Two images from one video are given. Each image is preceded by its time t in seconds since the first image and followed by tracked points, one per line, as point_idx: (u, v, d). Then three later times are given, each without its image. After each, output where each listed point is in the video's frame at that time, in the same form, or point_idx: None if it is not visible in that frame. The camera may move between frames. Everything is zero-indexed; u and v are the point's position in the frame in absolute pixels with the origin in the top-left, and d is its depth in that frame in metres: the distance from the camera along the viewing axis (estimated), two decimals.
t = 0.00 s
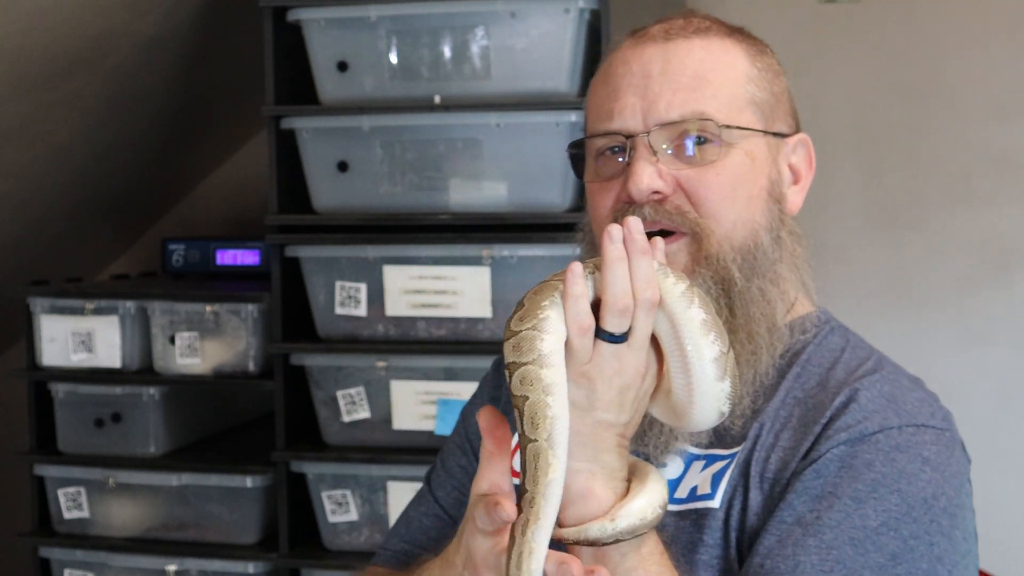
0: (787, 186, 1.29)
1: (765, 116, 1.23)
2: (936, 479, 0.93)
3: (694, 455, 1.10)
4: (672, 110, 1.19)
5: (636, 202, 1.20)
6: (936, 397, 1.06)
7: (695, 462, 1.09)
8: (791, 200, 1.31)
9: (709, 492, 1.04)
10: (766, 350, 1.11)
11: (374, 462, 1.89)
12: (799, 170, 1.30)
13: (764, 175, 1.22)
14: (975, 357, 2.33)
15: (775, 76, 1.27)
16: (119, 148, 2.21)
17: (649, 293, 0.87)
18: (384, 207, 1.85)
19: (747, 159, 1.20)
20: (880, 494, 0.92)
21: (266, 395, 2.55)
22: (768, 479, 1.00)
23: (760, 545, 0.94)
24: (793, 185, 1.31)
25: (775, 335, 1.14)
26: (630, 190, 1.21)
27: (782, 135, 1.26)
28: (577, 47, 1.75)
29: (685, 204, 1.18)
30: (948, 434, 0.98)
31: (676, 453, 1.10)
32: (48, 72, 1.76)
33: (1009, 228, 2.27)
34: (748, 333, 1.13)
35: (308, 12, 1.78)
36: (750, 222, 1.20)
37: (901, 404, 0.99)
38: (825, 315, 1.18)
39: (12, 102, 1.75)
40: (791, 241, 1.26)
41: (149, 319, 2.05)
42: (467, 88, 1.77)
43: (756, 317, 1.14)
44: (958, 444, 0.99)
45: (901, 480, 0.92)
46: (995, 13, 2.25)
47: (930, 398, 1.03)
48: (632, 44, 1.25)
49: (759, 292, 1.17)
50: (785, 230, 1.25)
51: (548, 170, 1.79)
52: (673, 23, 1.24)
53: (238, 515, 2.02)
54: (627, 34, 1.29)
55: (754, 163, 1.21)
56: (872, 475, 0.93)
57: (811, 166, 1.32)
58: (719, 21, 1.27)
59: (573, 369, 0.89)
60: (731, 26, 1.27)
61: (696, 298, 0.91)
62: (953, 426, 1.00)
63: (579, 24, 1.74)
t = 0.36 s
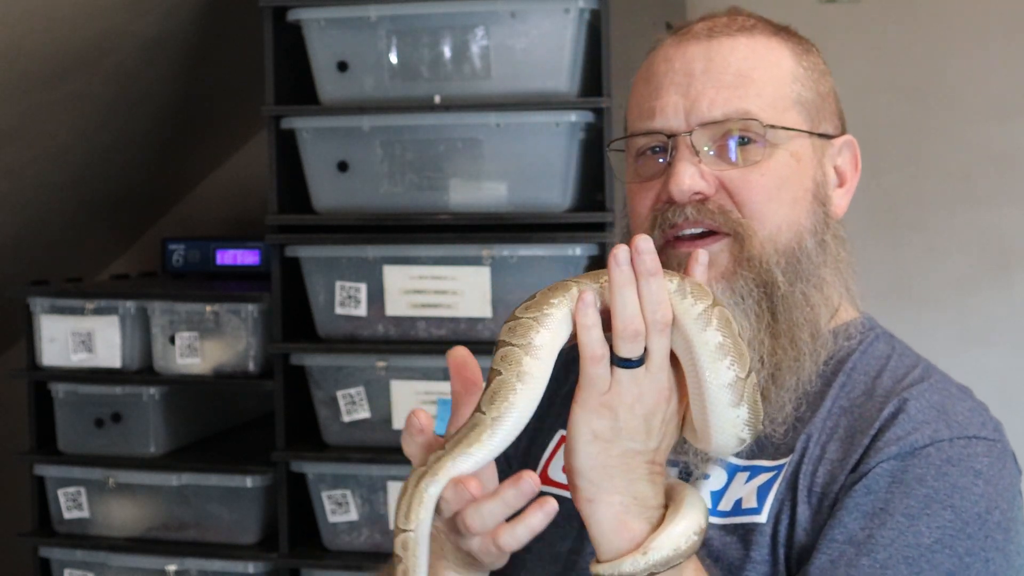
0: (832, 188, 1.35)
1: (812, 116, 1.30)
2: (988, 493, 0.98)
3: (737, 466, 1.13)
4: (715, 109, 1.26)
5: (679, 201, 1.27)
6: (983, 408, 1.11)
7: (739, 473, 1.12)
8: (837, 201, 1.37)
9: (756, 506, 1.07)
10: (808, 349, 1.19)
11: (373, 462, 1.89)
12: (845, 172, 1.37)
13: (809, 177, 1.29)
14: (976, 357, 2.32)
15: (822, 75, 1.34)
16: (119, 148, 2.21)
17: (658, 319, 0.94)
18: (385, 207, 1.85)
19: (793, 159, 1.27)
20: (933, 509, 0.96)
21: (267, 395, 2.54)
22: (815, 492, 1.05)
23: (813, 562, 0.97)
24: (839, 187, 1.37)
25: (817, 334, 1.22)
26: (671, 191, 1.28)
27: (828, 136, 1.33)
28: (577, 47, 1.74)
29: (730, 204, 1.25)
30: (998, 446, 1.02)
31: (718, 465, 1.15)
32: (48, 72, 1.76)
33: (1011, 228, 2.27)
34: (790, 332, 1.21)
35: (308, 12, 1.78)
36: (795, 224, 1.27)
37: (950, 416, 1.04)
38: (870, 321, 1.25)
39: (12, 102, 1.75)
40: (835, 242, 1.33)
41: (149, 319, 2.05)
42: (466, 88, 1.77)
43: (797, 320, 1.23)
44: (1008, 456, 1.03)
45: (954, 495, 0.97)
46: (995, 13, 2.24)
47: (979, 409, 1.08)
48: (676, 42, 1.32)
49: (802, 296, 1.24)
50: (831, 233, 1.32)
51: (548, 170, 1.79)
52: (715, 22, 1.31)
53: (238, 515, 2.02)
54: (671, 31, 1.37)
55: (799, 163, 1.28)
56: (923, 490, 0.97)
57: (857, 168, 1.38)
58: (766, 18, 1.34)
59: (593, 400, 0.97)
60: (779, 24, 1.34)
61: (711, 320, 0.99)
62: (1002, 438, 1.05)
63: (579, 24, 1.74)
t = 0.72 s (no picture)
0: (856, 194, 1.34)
1: (834, 118, 1.27)
2: (1015, 507, 0.95)
3: (756, 473, 1.15)
4: (730, 110, 1.26)
5: (690, 202, 1.28)
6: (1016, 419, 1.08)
7: (760, 480, 1.13)
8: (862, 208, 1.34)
9: (775, 517, 1.08)
10: (814, 355, 1.20)
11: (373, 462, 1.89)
12: (873, 176, 1.34)
13: (828, 182, 1.27)
14: (976, 357, 2.32)
15: (850, 77, 1.31)
16: (119, 148, 2.21)
17: (588, 372, 0.95)
18: (385, 207, 1.85)
19: (811, 163, 1.25)
20: (955, 526, 0.94)
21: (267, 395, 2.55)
22: (836, 507, 1.03)
23: None
24: (865, 192, 1.34)
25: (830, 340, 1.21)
26: (683, 192, 1.29)
27: (854, 139, 1.30)
28: (577, 47, 1.75)
29: (741, 207, 1.25)
30: None
31: (731, 467, 1.17)
32: (48, 73, 1.76)
33: (1011, 228, 2.27)
34: (799, 338, 1.22)
35: (308, 12, 1.78)
36: (810, 228, 1.26)
37: (975, 427, 1.02)
38: (896, 328, 1.23)
39: (12, 102, 1.75)
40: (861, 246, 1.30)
41: (149, 318, 2.05)
42: (466, 88, 1.77)
43: (808, 328, 1.22)
44: None
45: (978, 510, 0.94)
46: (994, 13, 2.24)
47: (1007, 421, 1.05)
48: (700, 40, 1.33)
49: (813, 304, 1.23)
50: (854, 240, 1.29)
51: (547, 170, 1.79)
52: (740, 21, 1.31)
53: (238, 515, 2.02)
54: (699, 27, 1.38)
55: (819, 167, 1.26)
56: (946, 506, 0.95)
57: (885, 173, 1.35)
58: (799, 18, 1.33)
59: (549, 465, 0.98)
60: (810, 23, 1.33)
61: (638, 356, 1.02)
62: None
63: (579, 24, 1.74)
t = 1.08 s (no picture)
0: (866, 211, 1.30)
1: (839, 136, 1.24)
2: (994, 524, 1.00)
3: (746, 478, 1.17)
4: (729, 129, 1.25)
5: (686, 219, 1.28)
6: (1006, 431, 1.12)
7: (748, 486, 1.16)
8: (872, 227, 1.30)
9: (759, 526, 1.11)
10: (795, 380, 1.20)
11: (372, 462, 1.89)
12: (886, 192, 1.30)
13: (826, 205, 1.25)
14: (976, 357, 2.32)
15: (867, 86, 1.27)
16: (120, 148, 2.22)
17: (490, 427, 1.01)
18: (384, 208, 1.85)
19: (810, 186, 1.24)
20: (936, 541, 0.99)
21: (268, 395, 2.55)
22: (819, 517, 1.08)
23: None
24: (877, 208, 1.31)
25: (821, 364, 1.21)
26: (677, 209, 1.29)
27: (864, 157, 1.27)
28: (577, 47, 1.74)
29: (734, 229, 1.25)
30: (1012, 474, 1.04)
31: (724, 472, 1.19)
32: (48, 73, 1.76)
33: (1011, 227, 2.26)
34: (784, 362, 1.22)
35: (308, 12, 1.78)
36: (804, 251, 1.25)
37: (963, 442, 1.06)
38: (901, 332, 1.25)
39: (12, 102, 1.75)
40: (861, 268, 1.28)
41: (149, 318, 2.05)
42: (466, 88, 1.77)
43: (793, 352, 1.23)
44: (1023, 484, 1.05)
45: (960, 527, 0.99)
46: (995, 12, 2.24)
47: (996, 433, 1.10)
48: (715, 46, 1.31)
49: (801, 326, 1.24)
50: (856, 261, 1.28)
51: (548, 170, 1.79)
52: (755, 29, 1.28)
53: (238, 515, 2.03)
54: (719, 28, 1.35)
55: (817, 191, 1.24)
56: (929, 521, 1.00)
57: (900, 190, 1.31)
58: (824, 26, 1.28)
59: (473, 525, 1.02)
60: (833, 31, 1.28)
61: (541, 385, 1.12)
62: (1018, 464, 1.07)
63: (579, 24, 1.74)
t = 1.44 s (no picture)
0: (854, 234, 1.25)
1: (823, 156, 1.21)
2: (965, 550, 1.01)
3: (726, 485, 1.19)
4: (706, 148, 1.24)
5: (659, 230, 1.29)
6: (993, 451, 1.12)
7: (728, 494, 1.18)
8: (854, 253, 1.25)
9: (731, 536, 1.13)
10: (754, 399, 1.22)
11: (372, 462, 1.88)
12: (878, 216, 1.25)
13: (801, 232, 1.23)
14: (975, 357, 2.32)
15: (866, 102, 1.22)
16: (120, 149, 2.22)
17: (442, 442, 1.06)
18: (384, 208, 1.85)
19: (785, 213, 1.22)
20: (903, 565, 1.01)
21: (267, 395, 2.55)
22: (790, 532, 1.10)
23: None
24: (868, 232, 1.26)
25: (784, 386, 1.23)
26: (653, 220, 1.30)
27: (850, 182, 1.23)
28: (577, 47, 1.74)
29: (705, 246, 1.26)
30: (988, 500, 1.05)
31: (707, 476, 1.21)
32: (48, 73, 1.76)
33: (1010, 227, 2.27)
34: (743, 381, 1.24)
35: (308, 12, 1.78)
36: (775, 274, 1.24)
37: (941, 464, 1.07)
38: (896, 341, 1.24)
39: (12, 102, 1.75)
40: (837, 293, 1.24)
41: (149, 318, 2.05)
42: (466, 88, 1.77)
43: (755, 371, 1.24)
44: (1000, 509, 1.06)
45: (929, 553, 1.01)
46: (995, 13, 2.24)
47: (980, 455, 1.10)
48: (713, 55, 1.29)
49: (767, 344, 1.24)
50: (838, 288, 1.25)
51: (547, 170, 1.80)
52: (754, 41, 1.25)
53: (238, 515, 2.03)
54: (727, 32, 1.32)
55: (792, 217, 1.22)
56: (897, 545, 1.02)
57: (895, 217, 1.25)
58: (829, 40, 1.24)
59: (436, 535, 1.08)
60: (839, 47, 1.23)
61: (502, 387, 1.15)
62: (999, 488, 1.07)
63: (579, 24, 1.74)
